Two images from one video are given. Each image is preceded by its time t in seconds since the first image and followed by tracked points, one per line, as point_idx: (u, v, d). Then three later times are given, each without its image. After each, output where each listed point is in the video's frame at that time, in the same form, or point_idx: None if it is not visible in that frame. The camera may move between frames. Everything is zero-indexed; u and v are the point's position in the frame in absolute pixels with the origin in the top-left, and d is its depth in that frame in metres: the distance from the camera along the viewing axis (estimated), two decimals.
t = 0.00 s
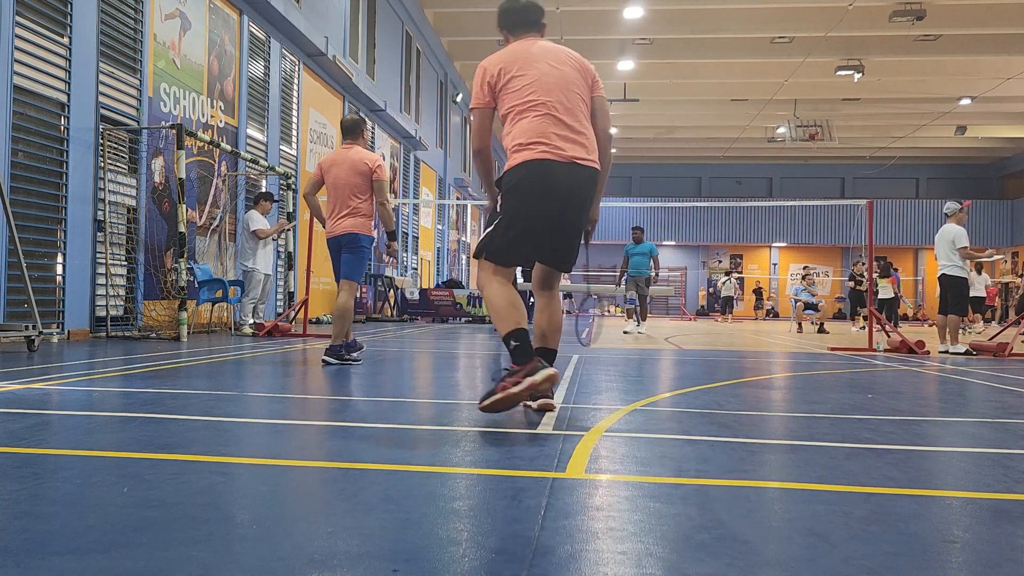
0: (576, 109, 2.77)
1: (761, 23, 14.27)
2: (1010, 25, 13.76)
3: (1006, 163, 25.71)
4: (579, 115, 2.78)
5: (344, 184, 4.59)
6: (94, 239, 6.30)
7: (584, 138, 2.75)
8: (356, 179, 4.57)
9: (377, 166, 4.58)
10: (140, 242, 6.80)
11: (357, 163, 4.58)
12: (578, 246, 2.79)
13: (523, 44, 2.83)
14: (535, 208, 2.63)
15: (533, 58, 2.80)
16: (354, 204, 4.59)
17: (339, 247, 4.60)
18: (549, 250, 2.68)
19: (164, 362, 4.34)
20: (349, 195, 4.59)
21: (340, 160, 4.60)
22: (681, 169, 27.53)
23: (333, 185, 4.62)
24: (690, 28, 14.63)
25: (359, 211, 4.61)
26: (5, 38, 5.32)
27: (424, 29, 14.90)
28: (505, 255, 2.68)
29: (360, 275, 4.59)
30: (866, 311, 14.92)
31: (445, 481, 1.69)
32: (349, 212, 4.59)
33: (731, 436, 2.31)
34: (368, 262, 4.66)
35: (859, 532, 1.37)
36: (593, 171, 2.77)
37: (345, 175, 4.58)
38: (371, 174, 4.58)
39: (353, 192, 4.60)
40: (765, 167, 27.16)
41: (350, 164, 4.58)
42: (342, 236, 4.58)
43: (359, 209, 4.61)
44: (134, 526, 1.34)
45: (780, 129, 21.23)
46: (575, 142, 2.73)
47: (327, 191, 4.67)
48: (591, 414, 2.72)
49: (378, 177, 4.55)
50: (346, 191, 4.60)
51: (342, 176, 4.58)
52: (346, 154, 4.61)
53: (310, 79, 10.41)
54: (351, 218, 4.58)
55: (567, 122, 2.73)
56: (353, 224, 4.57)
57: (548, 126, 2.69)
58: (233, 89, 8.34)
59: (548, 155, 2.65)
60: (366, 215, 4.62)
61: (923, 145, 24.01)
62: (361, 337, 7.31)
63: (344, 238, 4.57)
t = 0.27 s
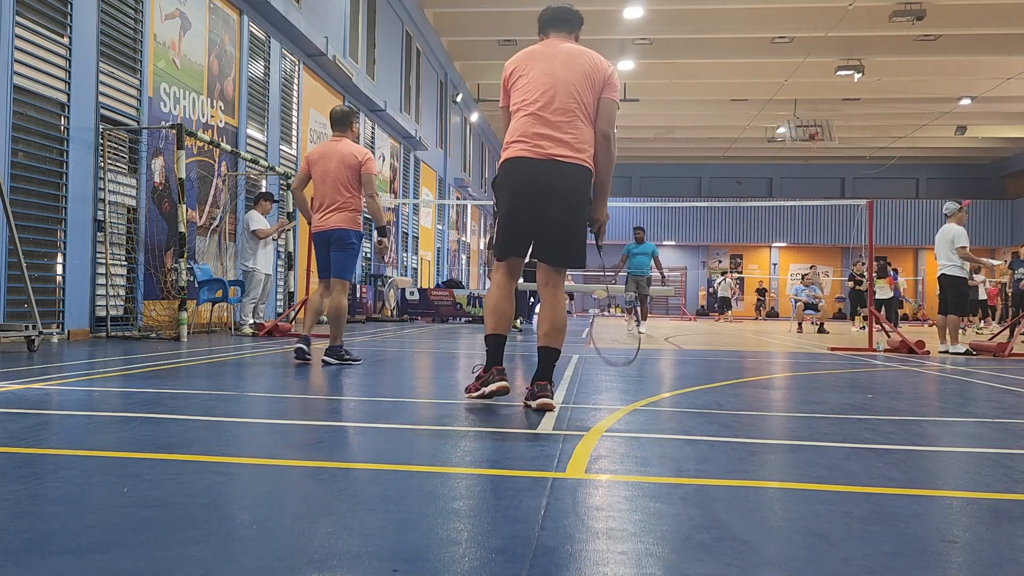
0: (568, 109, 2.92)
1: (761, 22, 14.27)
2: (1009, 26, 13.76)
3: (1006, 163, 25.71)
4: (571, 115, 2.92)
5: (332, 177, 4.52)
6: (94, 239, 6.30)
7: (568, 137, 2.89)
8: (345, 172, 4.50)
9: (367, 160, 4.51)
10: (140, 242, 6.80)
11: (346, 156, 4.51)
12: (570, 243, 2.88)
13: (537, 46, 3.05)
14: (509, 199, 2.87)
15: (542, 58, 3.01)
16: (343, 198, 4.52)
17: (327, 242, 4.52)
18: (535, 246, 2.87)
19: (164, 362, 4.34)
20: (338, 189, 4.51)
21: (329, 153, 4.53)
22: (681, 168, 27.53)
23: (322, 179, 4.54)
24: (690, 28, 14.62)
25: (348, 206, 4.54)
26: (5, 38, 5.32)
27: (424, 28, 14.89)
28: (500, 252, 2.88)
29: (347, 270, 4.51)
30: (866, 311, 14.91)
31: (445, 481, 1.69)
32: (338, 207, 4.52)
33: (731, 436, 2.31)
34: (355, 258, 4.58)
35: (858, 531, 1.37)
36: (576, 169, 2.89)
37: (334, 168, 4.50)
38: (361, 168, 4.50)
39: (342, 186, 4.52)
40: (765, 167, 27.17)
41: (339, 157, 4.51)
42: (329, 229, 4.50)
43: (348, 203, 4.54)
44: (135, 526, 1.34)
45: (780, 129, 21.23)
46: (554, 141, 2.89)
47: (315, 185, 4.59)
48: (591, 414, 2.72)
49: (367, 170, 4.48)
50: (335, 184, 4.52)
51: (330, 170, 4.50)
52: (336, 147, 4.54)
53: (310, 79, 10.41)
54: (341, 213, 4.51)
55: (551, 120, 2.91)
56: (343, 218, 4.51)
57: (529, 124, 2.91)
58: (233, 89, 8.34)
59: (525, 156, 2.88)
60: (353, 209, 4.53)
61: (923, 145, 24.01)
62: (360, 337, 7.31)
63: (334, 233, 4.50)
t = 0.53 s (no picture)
0: (567, 117, 2.98)
1: (761, 22, 14.27)
2: (1009, 26, 13.76)
3: (1006, 163, 25.70)
4: (571, 123, 2.99)
5: (314, 175, 4.45)
6: (94, 239, 6.31)
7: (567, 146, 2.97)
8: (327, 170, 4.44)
9: (348, 156, 4.45)
10: (140, 242, 6.80)
11: (327, 153, 4.45)
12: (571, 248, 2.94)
13: (546, 54, 3.11)
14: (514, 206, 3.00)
15: (550, 66, 3.07)
16: (324, 195, 4.46)
17: (311, 240, 4.47)
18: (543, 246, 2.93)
19: (164, 362, 4.34)
20: (318, 187, 4.44)
21: (310, 151, 4.47)
22: (682, 169, 27.53)
23: (303, 176, 4.47)
24: (690, 28, 14.62)
25: (329, 203, 4.47)
26: (5, 38, 5.31)
27: (424, 28, 14.89)
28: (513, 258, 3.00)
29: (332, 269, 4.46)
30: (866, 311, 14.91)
31: (445, 481, 1.69)
32: (319, 205, 4.45)
33: (731, 436, 2.31)
34: (338, 256, 4.52)
35: (858, 531, 1.37)
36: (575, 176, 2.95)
37: (316, 165, 4.44)
38: (343, 164, 4.46)
39: (323, 183, 4.45)
40: (765, 167, 27.18)
41: (320, 154, 4.45)
42: (313, 229, 4.44)
43: (329, 201, 4.46)
44: (135, 526, 1.34)
45: (780, 129, 21.23)
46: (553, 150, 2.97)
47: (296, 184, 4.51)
48: (591, 414, 2.72)
49: (349, 166, 4.42)
50: (316, 182, 4.45)
51: (311, 167, 4.43)
52: (316, 144, 4.47)
53: (310, 79, 10.41)
54: (322, 210, 4.44)
55: (552, 128, 2.99)
56: (324, 215, 4.44)
57: (531, 134, 3.03)
58: (233, 89, 8.34)
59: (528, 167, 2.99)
60: (336, 207, 4.49)
61: (923, 145, 24.01)
62: (360, 338, 7.31)
63: (316, 231, 4.44)
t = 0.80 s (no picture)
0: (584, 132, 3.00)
1: (760, 22, 14.28)
2: (1009, 26, 13.76)
3: (1006, 162, 25.69)
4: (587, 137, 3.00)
5: (295, 169, 4.37)
6: (94, 239, 6.31)
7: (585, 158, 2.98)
8: (309, 165, 4.37)
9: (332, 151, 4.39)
10: (140, 242, 6.80)
11: (310, 148, 4.39)
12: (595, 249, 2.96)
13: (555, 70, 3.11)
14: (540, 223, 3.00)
15: (557, 82, 3.08)
16: (305, 190, 4.37)
17: (290, 237, 4.37)
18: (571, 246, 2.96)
19: (164, 361, 4.34)
20: (300, 181, 4.36)
21: (292, 146, 4.41)
22: (682, 169, 27.53)
23: (284, 171, 4.39)
24: (690, 28, 14.63)
25: (309, 198, 4.37)
26: (5, 38, 5.31)
27: (424, 28, 14.90)
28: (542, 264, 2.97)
29: (314, 265, 4.36)
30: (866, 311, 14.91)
31: (445, 481, 1.69)
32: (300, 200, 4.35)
33: (731, 436, 2.31)
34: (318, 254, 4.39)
35: (858, 531, 1.37)
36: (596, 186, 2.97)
37: (297, 160, 4.37)
38: (325, 159, 4.38)
39: (306, 178, 4.38)
40: (765, 167, 27.19)
41: (302, 150, 4.39)
42: (291, 225, 4.34)
43: (310, 196, 4.37)
44: (135, 526, 1.34)
45: (780, 129, 21.23)
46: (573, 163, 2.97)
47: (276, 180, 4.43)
48: (591, 414, 2.72)
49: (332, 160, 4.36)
50: (297, 177, 4.37)
51: (293, 161, 4.36)
52: (298, 140, 4.42)
53: (310, 79, 10.41)
54: (302, 205, 4.34)
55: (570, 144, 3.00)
56: (305, 210, 4.34)
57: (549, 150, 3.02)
58: (233, 89, 8.34)
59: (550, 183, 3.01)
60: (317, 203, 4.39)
61: (923, 145, 24.02)
62: (360, 337, 7.31)
63: (296, 227, 4.34)
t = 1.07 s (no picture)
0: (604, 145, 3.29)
1: (760, 22, 14.28)
2: (1009, 26, 13.76)
3: (1007, 163, 25.69)
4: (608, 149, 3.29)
5: (287, 166, 4.37)
6: (94, 239, 6.31)
7: (608, 167, 3.26)
8: (302, 161, 4.37)
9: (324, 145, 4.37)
10: (140, 242, 6.80)
11: (303, 143, 4.39)
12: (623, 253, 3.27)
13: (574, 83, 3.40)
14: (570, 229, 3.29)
15: (578, 99, 3.38)
16: (298, 187, 4.36)
17: (283, 234, 4.36)
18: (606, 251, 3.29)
19: (163, 362, 4.34)
20: (293, 178, 4.36)
21: (285, 143, 4.42)
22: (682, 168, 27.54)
23: (278, 169, 4.40)
24: (690, 28, 14.62)
25: (303, 195, 4.36)
26: (5, 38, 5.31)
27: (424, 28, 14.90)
28: (564, 262, 3.24)
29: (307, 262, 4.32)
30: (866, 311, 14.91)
31: (445, 481, 1.69)
32: (293, 198, 4.35)
33: (731, 436, 2.31)
34: (314, 250, 4.37)
35: (858, 531, 1.37)
36: (621, 192, 3.25)
37: (289, 157, 4.37)
38: (317, 154, 4.37)
39: (299, 174, 4.36)
40: (765, 167, 27.19)
41: (295, 146, 4.39)
42: (283, 222, 4.34)
43: (303, 193, 4.36)
44: (135, 526, 1.34)
45: (780, 129, 21.23)
46: (598, 174, 3.27)
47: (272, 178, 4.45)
48: (591, 414, 2.72)
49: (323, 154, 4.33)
50: (291, 174, 4.37)
51: (285, 158, 4.37)
52: (291, 136, 4.43)
53: (310, 79, 10.41)
54: (295, 202, 4.33)
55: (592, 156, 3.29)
56: (298, 206, 4.33)
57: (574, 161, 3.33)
58: (233, 89, 8.34)
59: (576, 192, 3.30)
60: (310, 199, 4.37)
61: (923, 145, 24.02)
62: (360, 337, 7.31)
63: (290, 224, 4.33)
